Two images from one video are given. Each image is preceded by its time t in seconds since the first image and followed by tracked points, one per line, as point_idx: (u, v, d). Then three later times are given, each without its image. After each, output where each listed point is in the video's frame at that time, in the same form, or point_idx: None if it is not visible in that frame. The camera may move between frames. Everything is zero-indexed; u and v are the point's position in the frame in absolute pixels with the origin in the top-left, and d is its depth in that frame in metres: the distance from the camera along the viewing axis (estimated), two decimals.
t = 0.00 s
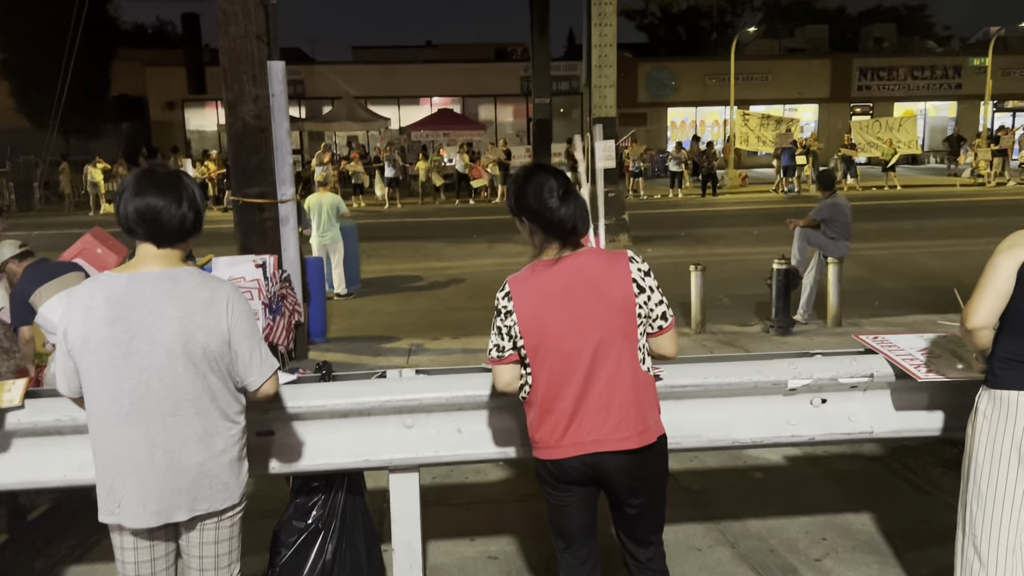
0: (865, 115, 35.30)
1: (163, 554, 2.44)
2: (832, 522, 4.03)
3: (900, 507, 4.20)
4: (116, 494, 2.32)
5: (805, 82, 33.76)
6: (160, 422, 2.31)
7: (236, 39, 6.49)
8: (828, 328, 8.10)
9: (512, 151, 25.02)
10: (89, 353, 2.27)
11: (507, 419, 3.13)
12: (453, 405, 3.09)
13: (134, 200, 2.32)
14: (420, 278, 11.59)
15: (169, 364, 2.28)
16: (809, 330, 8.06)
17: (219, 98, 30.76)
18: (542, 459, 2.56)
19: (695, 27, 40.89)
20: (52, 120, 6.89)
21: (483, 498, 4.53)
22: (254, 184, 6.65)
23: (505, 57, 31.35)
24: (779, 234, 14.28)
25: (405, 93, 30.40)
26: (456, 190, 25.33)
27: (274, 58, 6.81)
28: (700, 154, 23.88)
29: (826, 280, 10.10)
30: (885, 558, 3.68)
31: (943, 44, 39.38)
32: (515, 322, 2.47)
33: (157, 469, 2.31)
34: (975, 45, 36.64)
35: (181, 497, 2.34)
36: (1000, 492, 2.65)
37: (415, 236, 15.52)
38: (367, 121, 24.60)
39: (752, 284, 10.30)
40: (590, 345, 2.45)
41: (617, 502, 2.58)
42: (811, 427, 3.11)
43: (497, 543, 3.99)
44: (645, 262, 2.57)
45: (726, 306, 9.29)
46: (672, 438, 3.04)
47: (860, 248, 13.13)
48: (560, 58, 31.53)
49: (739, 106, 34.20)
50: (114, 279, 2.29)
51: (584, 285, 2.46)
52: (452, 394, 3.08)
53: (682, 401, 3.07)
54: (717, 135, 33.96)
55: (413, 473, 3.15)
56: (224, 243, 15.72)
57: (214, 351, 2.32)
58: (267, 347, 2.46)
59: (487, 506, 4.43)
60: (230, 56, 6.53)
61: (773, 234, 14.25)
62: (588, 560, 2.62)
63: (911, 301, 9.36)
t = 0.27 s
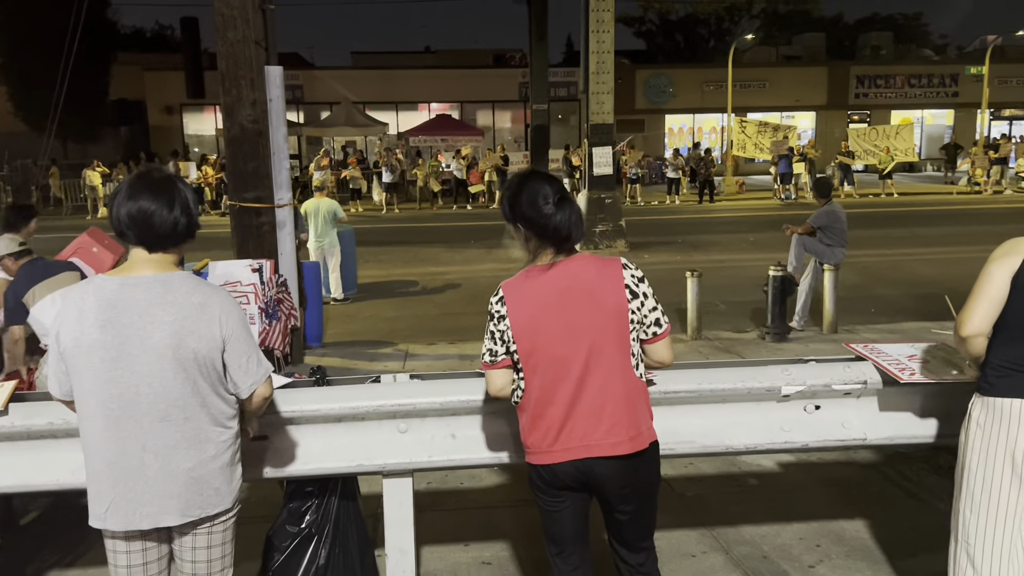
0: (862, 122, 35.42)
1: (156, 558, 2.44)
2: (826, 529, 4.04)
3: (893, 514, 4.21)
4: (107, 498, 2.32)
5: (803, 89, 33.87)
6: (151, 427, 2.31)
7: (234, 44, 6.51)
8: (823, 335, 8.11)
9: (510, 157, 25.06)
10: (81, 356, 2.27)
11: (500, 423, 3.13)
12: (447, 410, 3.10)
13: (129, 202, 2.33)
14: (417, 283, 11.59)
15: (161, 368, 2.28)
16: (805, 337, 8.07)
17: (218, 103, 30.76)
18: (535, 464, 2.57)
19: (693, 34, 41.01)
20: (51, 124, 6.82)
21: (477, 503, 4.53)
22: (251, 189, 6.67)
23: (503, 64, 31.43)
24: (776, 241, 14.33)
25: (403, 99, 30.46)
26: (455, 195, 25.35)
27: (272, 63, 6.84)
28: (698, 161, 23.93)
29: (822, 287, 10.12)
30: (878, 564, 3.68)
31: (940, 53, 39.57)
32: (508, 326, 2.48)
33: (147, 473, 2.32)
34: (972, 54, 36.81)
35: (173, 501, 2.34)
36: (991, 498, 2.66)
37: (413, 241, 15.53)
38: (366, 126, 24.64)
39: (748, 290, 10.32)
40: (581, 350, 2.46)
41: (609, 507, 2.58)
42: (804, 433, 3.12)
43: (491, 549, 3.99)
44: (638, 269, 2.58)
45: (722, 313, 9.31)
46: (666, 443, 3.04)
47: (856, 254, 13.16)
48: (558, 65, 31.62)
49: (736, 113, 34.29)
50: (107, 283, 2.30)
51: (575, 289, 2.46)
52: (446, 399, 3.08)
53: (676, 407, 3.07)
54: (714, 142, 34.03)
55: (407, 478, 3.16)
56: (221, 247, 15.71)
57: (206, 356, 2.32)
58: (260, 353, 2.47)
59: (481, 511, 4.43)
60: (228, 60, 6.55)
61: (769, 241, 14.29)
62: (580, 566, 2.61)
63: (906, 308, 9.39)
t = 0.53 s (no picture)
0: (869, 131, 35.37)
1: (158, 557, 2.44)
2: (828, 535, 4.03)
3: (896, 522, 4.19)
4: (110, 497, 2.33)
5: (809, 98, 33.87)
6: (154, 426, 2.32)
7: (241, 49, 6.55)
8: (828, 342, 8.10)
9: (516, 164, 25.08)
10: (85, 356, 2.28)
11: (502, 427, 3.13)
12: (448, 414, 3.10)
13: (133, 204, 2.35)
14: (421, 288, 11.60)
15: (164, 368, 2.30)
16: (809, 345, 8.06)
17: (226, 108, 30.86)
18: (535, 467, 2.57)
19: (699, 42, 41.07)
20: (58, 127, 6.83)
21: (478, 508, 4.53)
22: (256, 193, 6.70)
23: (510, 70, 31.50)
24: (781, 248, 14.31)
25: (410, 105, 30.54)
26: (460, 201, 25.37)
27: (279, 68, 6.87)
28: (704, 168, 23.95)
29: (826, 294, 10.11)
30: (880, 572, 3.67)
31: (947, 62, 39.54)
32: (509, 329, 2.49)
33: (150, 472, 2.33)
34: (979, 63, 36.80)
35: (176, 500, 2.35)
36: (993, 505, 2.65)
37: (418, 247, 15.55)
38: (373, 132, 24.74)
39: (753, 297, 10.31)
40: (583, 353, 2.46)
41: (610, 511, 2.58)
42: (805, 439, 3.12)
43: (492, 553, 3.99)
44: (639, 273, 2.58)
45: (726, 320, 9.29)
46: (667, 448, 3.04)
47: (861, 263, 13.14)
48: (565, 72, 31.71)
49: (742, 121, 34.28)
50: (111, 284, 2.31)
51: (576, 292, 2.47)
52: (448, 402, 3.09)
53: (677, 413, 3.07)
54: (721, 149, 33.99)
55: (408, 481, 3.16)
56: (227, 252, 15.75)
57: (209, 356, 2.33)
58: (262, 353, 2.48)
59: (482, 516, 4.42)
60: (235, 66, 6.58)
61: (774, 248, 14.28)
62: (580, 570, 2.61)
63: (912, 316, 9.37)
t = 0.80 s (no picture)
0: (875, 136, 35.34)
1: (164, 555, 2.45)
2: (831, 541, 4.02)
3: (900, 528, 4.18)
4: (117, 494, 2.34)
5: (815, 102, 33.81)
6: (163, 424, 2.33)
7: (248, 51, 6.56)
8: (833, 347, 8.08)
9: (521, 167, 25.10)
10: (93, 354, 2.29)
11: (505, 429, 3.13)
12: (452, 416, 3.10)
13: (141, 203, 2.35)
14: (425, 291, 11.62)
15: (173, 366, 2.30)
16: (814, 350, 8.04)
17: (232, 110, 30.94)
18: (539, 469, 2.56)
19: (705, 46, 41.03)
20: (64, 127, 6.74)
21: (482, 510, 4.53)
22: (262, 194, 6.72)
23: (516, 74, 31.55)
24: (786, 253, 14.30)
25: (416, 108, 30.60)
26: (465, 204, 25.39)
27: (285, 70, 6.88)
28: (709, 172, 23.92)
29: (831, 300, 10.08)
30: None
31: (954, 68, 39.52)
32: (515, 330, 2.48)
33: (158, 471, 2.33)
34: (985, 69, 36.73)
35: (182, 499, 2.35)
36: (996, 511, 2.64)
37: (422, 249, 15.57)
38: (378, 134, 24.74)
39: (758, 302, 10.30)
40: (587, 354, 2.46)
41: (613, 513, 2.58)
42: (809, 443, 3.12)
43: (494, 555, 3.99)
44: (644, 275, 2.58)
45: (731, 324, 9.28)
46: (670, 451, 3.04)
47: (866, 268, 13.13)
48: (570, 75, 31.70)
49: (748, 126, 34.27)
50: (119, 282, 2.31)
51: (581, 294, 2.47)
52: (452, 404, 3.09)
53: (680, 416, 3.06)
54: (726, 153, 33.98)
55: (411, 482, 3.16)
56: (232, 253, 15.77)
57: (218, 355, 2.34)
58: (269, 353, 2.48)
59: (485, 518, 4.42)
60: (242, 67, 6.60)
61: (779, 253, 14.27)
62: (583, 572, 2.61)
63: (917, 322, 9.35)
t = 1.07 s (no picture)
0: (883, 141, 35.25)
1: (175, 552, 2.46)
2: (839, 546, 4.00)
3: (908, 533, 4.16)
4: (131, 491, 2.34)
5: (822, 107, 33.77)
6: (177, 422, 2.33)
7: (257, 52, 6.58)
8: (840, 352, 8.06)
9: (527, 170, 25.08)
10: (110, 351, 2.30)
11: (514, 430, 3.13)
12: (460, 417, 3.10)
13: (159, 202, 2.35)
14: (431, 293, 11.62)
15: (189, 365, 2.31)
16: (821, 354, 8.02)
17: (240, 111, 31.01)
18: (548, 470, 2.56)
19: (713, 50, 40.99)
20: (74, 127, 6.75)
21: (488, 512, 4.53)
22: (270, 195, 6.73)
23: (523, 77, 31.56)
24: (793, 257, 14.26)
25: (423, 110, 30.64)
26: (472, 206, 25.37)
27: (294, 71, 6.90)
28: (716, 176, 23.88)
29: (838, 305, 10.06)
30: None
31: (962, 73, 39.43)
32: (525, 331, 2.48)
33: (171, 469, 2.34)
34: (994, 75, 36.67)
35: (195, 497, 2.35)
36: (1006, 516, 2.62)
37: (428, 251, 15.57)
38: (385, 137, 24.77)
39: (765, 307, 10.27)
40: (597, 355, 2.46)
41: (622, 515, 2.58)
42: (818, 447, 3.10)
43: (501, 557, 3.98)
44: (656, 277, 2.57)
45: (738, 329, 9.26)
46: (679, 454, 3.03)
47: (873, 273, 13.09)
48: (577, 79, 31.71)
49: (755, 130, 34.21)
50: (137, 280, 2.32)
51: (593, 295, 2.47)
52: (460, 405, 3.08)
53: (689, 418, 3.05)
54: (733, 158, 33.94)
55: (419, 483, 3.16)
56: (239, 254, 15.79)
57: (234, 354, 2.34)
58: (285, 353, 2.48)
59: (491, 520, 4.42)
60: (251, 68, 6.62)
61: (786, 258, 14.23)
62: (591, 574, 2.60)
63: (925, 327, 9.32)
